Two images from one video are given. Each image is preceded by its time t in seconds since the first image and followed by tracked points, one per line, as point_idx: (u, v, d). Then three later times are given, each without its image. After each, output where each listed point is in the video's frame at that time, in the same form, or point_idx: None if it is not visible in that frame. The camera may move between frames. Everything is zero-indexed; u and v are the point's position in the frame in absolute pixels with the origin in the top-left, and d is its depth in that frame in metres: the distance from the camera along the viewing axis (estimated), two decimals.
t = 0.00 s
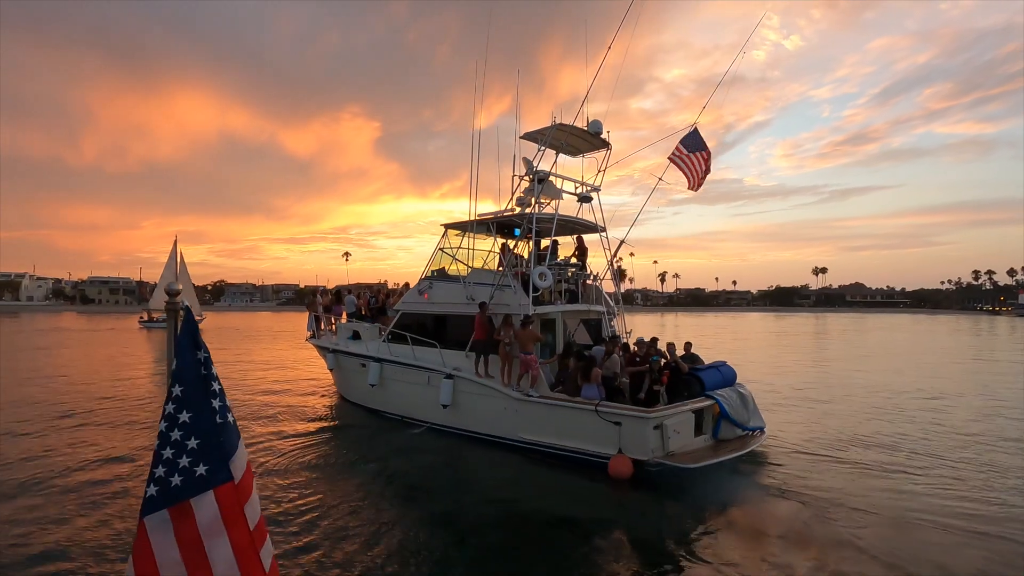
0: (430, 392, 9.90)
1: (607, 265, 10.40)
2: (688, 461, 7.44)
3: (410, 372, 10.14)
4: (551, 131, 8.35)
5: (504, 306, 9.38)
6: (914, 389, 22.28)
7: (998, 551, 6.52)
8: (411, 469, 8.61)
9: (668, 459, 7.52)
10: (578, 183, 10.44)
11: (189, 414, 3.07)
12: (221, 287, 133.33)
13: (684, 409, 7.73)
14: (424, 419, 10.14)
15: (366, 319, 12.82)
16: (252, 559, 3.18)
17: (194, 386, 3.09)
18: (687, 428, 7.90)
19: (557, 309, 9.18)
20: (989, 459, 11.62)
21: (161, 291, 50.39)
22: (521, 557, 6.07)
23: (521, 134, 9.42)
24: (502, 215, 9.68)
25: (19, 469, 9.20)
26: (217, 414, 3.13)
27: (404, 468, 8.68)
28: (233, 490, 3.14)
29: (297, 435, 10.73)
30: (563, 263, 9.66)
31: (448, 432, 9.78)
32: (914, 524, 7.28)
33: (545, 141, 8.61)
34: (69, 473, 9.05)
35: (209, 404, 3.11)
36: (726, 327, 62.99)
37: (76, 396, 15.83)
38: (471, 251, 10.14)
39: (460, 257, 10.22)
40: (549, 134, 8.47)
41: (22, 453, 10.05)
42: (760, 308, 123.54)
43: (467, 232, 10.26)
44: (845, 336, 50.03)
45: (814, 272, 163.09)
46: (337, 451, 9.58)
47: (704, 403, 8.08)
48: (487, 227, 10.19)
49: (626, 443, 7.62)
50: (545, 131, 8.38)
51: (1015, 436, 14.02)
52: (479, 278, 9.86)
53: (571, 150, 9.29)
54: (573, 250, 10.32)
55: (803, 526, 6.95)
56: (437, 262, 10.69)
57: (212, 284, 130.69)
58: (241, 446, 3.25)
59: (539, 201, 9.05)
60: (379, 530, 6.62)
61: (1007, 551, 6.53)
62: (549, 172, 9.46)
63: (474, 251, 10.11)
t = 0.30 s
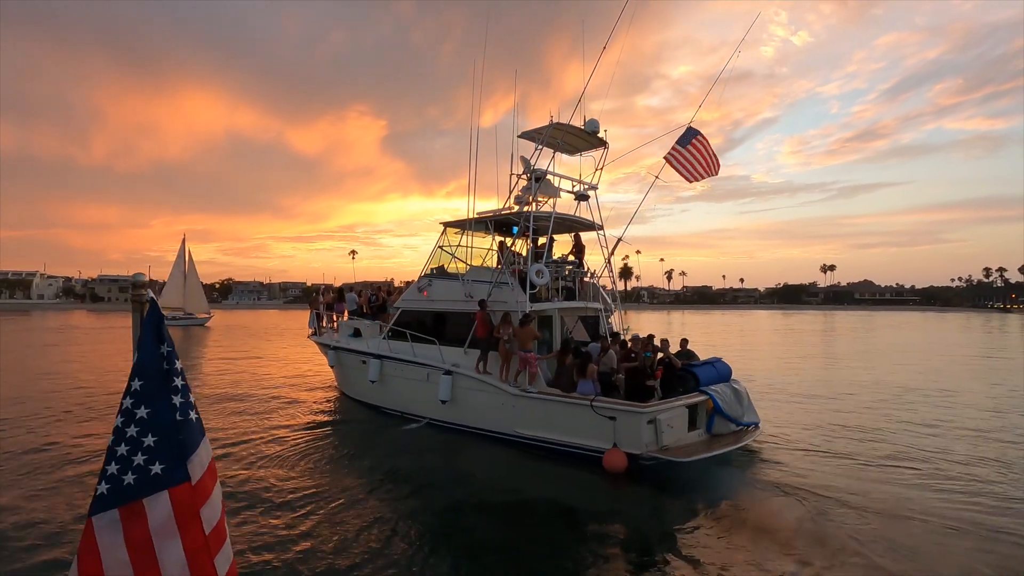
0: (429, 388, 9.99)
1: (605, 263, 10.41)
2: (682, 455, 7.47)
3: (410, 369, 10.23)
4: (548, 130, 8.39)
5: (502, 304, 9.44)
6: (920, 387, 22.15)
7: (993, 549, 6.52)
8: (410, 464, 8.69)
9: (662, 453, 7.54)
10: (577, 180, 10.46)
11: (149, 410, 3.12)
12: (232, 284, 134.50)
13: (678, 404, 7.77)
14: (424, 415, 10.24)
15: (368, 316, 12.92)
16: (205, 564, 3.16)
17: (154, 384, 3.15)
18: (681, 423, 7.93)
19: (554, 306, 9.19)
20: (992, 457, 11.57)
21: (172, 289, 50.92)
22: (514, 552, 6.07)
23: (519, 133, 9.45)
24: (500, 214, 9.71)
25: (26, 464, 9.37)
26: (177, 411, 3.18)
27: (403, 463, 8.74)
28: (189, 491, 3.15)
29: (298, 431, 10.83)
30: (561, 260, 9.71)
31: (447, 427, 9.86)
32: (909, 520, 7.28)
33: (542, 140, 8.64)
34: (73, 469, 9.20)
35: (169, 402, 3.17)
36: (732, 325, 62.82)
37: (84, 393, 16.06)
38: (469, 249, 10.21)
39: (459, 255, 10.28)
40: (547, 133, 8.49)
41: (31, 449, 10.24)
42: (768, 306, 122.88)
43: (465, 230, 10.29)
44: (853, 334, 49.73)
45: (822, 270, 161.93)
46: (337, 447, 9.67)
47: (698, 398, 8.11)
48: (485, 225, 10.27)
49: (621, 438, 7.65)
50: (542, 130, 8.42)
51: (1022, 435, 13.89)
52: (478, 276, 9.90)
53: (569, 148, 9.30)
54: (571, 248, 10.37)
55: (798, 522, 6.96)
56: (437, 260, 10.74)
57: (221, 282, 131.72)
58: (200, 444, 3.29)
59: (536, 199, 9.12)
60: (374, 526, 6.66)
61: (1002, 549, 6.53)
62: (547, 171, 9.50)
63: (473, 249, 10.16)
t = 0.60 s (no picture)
0: (430, 384, 10.09)
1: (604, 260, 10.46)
2: (678, 448, 7.58)
3: (410, 364, 10.33)
4: (546, 130, 8.42)
5: (502, 301, 9.51)
6: (925, 384, 22.04)
7: (992, 545, 6.50)
8: (409, 459, 8.75)
9: (658, 447, 7.67)
10: (575, 178, 10.48)
11: (121, 406, 2.90)
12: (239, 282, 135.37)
13: (674, 398, 7.88)
14: (424, 410, 10.35)
15: (369, 313, 13.00)
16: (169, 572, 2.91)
17: (130, 379, 2.93)
18: (676, 417, 8.05)
19: (553, 303, 9.28)
20: (995, 453, 11.53)
21: (180, 287, 51.36)
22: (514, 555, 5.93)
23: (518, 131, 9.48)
24: (500, 212, 9.79)
25: (33, 461, 9.50)
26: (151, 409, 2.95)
27: (404, 459, 8.79)
28: (157, 493, 2.90)
29: (300, 427, 10.92)
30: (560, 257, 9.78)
31: (448, 422, 9.96)
32: (908, 517, 7.27)
33: (541, 139, 8.66)
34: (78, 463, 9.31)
35: (144, 399, 2.95)
36: (740, 322, 62.55)
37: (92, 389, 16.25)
38: (469, 247, 10.27)
39: (459, 253, 10.35)
40: (545, 131, 8.49)
41: (37, 446, 10.38)
42: (774, 303, 122.33)
43: (465, 228, 10.42)
44: (858, 331, 49.52)
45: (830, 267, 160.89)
46: (338, 442, 9.75)
47: (694, 393, 8.20)
48: (485, 223, 10.35)
49: (617, 431, 7.79)
50: (540, 129, 8.45)
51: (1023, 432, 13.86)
52: (478, 274, 10.00)
53: (568, 146, 9.31)
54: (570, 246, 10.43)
55: (795, 518, 6.96)
56: (437, 258, 10.83)
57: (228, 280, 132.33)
58: (175, 443, 3.02)
59: (535, 197, 9.19)
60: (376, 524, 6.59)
61: (1000, 545, 6.51)
62: (545, 169, 9.54)
63: (473, 247, 10.24)
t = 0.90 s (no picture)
0: (432, 380, 10.17)
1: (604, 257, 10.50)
2: (676, 442, 7.62)
3: (412, 360, 10.41)
4: (547, 129, 8.44)
5: (503, 298, 9.57)
6: (929, 381, 22.00)
7: (989, 540, 6.55)
8: (411, 455, 8.82)
9: (656, 441, 7.70)
10: (576, 177, 10.51)
11: (125, 399, 2.93)
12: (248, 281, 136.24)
13: (672, 392, 7.93)
14: (427, 406, 10.43)
15: (372, 310, 13.08)
16: (172, 568, 2.92)
17: (135, 373, 2.97)
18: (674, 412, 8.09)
19: (553, 299, 9.31)
20: (996, 450, 11.54)
21: (189, 285, 51.87)
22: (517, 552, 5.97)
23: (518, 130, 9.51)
24: (501, 210, 9.86)
25: (43, 455, 9.68)
26: (156, 402, 2.98)
27: (407, 454, 8.87)
28: (162, 486, 2.92)
29: (304, 424, 11.00)
30: (559, 255, 9.81)
31: (450, 418, 10.03)
32: (906, 512, 7.32)
33: (541, 138, 8.69)
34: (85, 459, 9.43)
35: (149, 392, 2.98)
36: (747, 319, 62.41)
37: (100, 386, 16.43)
38: (470, 245, 10.32)
39: (461, 251, 10.41)
40: (546, 130, 8.53)
41: (47, 441, 10.54)
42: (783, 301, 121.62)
43: (467, 226, 10.53)
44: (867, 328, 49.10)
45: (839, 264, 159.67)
46: (341, 439, 9.83)
47: (691, 387, 8.26)
48: (486, 221, 10.42)
49: (616, 426, 7.82)
50: (540, 128, 8.48)
51: None
52: (478, 271, 10.00)
53: (568, 145, 9.35)
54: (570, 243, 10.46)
55: (793, 512, 7.03)
56: (439, 256, 10.90)
57: (239, 277, 133.43)
58: (180, 436, 3.05)
59: (535, 195, 9.23)
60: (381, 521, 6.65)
61: (998, 540, 6.56)
62: (546, 167, 9.57)
63: (474, 244, 10.27)
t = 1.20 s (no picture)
0: (434, 376, 10.26)
1: (604, 255, 10.56)
2: (673, 437, 7.79)
3: (415, 357, 10.50)
4: (547, 128, 8.48)
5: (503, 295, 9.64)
6: (933, 378, 21.97)
7: (986, 536, 6.61)
8: (414, 450, 8.90)
9: (654, 435, 7.88)
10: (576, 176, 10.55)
11: (141, 392, 2.95)
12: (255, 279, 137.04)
13: (669, 388, 8.10)
14: (430, 402, 10.52)
15: (375, 307, 13.18)
16: (197, 553, 3.01)
17: (149, 365, 2.98)
18: (671, 407, 8.27)
19: (553, 296, 9.37)
20: (996, 447, 11.58)
21: (197, 283, 52.40)
22: (522, 544, 6.05)
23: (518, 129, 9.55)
24: (502, 208, 9.91)
25: (53, 449, 9.85)
26: (170, 394, 3.00)
27: (410, 449, 8.97)
28: (182, 476, 2.99)
29: (309, 419, 11.10)
30: (559, 252, 9.84)
31: (453, 413, 10.12)
32: (903, 507, 7.38)
33: (541, 137, 8.72)
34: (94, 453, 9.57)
35: (162, 384, 3.00)
36: (754, 317, 62.29)
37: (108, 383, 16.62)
38: (472, 243, 10.32)
39: (462, 249, 10.42)
40: (546, 130, 8.57)
41: (57, 436, 10.70)
42: (790, 299, 120.95)
43: (469, 224, 10.54)
44: (875, 326, 48.71)
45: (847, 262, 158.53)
46: (344, 434, 9.94)
47: (688, 383, 8.42)
48: (487, 219, 10.48)
49: (614, 420, 8.00)
50: (541, 128, 8.51)
51: None
52: (479, 269, 10.04)
53: (568, 144, 9.37)
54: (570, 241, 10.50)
55: (789, 508, 7.11)
56: (441, 254, 10.95)
57: (247, 275, 134.28)
58: (195, 427, 3.10)
59: (535, 194, 9.29)
60: (387, 514, 6.73)
61: (994, 536, 6.62)
62: (546, 166, 9.60)
63: (476, 242, 10.27)
